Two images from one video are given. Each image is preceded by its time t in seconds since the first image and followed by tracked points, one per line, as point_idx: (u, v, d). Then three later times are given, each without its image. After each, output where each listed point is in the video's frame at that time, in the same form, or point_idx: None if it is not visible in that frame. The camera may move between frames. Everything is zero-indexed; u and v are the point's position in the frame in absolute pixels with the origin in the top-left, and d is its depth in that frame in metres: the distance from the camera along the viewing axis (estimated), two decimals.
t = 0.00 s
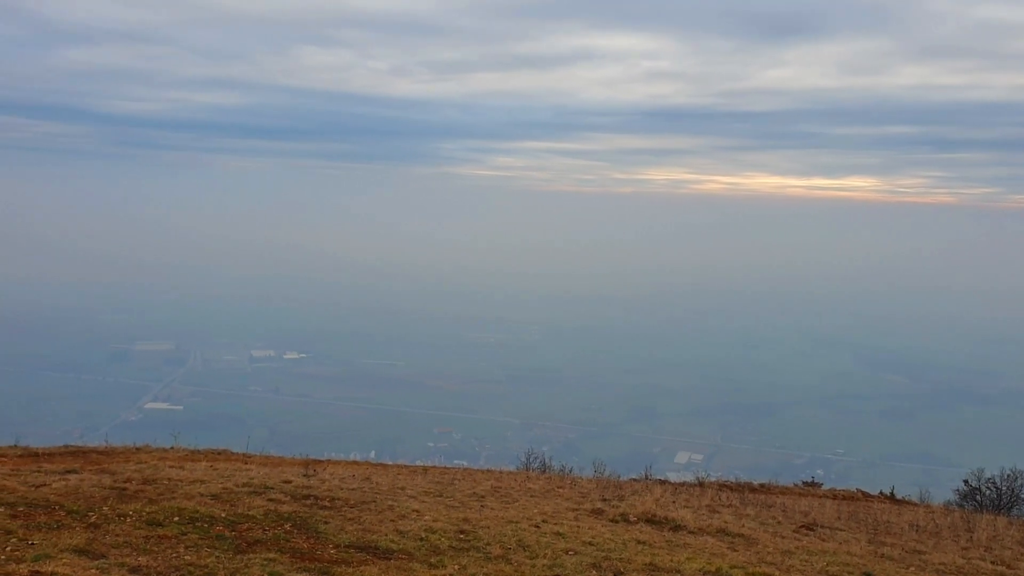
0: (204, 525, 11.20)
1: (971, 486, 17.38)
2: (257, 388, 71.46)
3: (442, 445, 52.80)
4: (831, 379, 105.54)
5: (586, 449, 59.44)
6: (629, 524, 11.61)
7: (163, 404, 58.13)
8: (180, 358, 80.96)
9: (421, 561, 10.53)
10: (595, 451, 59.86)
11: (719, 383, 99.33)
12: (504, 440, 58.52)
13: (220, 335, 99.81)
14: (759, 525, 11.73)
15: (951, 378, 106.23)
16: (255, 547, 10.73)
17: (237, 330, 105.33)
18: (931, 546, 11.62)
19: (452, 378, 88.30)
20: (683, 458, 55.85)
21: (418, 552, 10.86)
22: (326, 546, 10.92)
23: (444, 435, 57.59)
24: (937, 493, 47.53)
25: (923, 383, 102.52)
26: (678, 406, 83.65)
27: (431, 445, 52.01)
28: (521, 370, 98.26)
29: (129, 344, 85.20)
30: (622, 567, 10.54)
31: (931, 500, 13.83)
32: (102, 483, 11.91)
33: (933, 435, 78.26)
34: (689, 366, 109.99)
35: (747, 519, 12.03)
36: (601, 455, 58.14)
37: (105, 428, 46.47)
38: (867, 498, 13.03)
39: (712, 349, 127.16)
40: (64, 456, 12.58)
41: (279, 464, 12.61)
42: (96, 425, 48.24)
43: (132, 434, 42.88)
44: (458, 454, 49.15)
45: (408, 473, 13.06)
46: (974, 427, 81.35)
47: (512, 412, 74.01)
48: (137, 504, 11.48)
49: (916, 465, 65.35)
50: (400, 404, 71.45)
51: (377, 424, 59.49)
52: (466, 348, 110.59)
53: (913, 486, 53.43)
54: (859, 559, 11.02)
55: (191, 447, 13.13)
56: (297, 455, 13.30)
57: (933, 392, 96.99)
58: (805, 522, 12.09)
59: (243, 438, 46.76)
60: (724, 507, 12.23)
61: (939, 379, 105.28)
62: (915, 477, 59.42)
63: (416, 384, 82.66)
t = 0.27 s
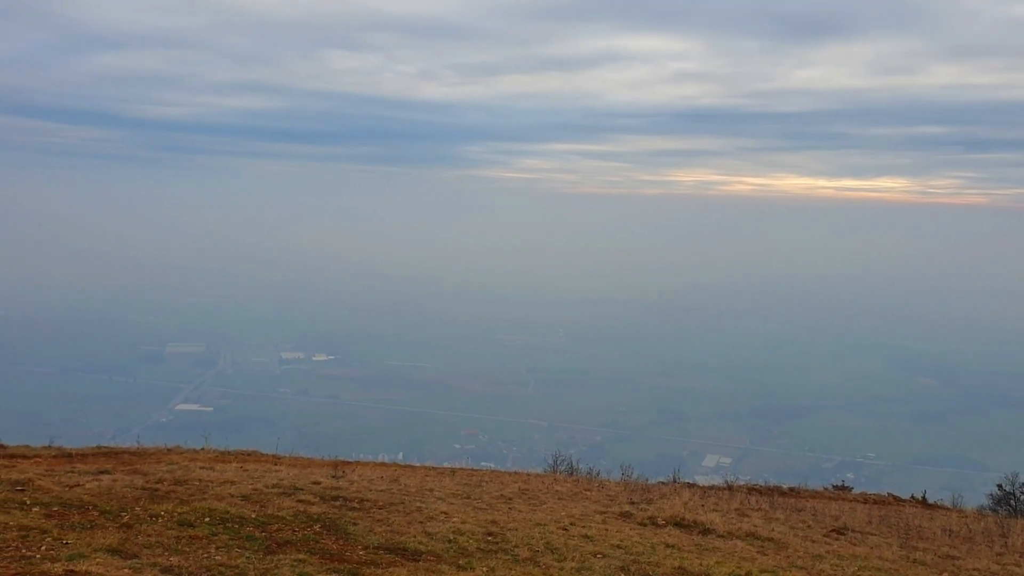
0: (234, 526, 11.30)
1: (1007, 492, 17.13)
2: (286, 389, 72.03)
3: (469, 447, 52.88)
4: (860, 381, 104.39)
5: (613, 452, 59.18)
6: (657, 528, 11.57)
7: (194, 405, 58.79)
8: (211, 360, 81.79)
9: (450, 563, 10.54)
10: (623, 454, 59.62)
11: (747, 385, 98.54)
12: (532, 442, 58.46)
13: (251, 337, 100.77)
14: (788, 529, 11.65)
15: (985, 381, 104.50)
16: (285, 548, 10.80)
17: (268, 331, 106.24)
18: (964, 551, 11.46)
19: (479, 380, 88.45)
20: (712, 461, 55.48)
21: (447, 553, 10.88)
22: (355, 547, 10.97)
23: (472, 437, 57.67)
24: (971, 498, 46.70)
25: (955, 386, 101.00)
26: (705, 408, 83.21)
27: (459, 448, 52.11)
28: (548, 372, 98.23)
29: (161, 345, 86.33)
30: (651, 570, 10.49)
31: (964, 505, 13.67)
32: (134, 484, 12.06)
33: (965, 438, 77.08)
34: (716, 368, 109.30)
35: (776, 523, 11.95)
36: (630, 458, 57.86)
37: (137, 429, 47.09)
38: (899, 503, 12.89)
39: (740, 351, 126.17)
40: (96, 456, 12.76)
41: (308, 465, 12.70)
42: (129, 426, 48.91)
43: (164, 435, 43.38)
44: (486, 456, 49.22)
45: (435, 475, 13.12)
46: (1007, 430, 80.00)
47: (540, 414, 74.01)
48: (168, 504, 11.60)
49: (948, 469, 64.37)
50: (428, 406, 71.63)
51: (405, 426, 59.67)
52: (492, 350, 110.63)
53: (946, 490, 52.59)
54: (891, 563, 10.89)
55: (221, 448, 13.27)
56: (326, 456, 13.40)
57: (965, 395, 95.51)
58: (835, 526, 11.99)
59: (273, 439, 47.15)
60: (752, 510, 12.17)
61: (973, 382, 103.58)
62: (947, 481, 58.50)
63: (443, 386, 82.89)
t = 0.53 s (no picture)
0: (270, 524, 11.41)
1: None
2: (321, 389, 72.70)
3: (502, 448, 52.98)
4: (897, 384, 102.83)
5: (646, 453, 58.94)
6: (691, 530, 11.52)
7: (230, 404, 59.60)
8: (247, 360, 82.77)
9: (484, 563, 10.57)
10: (656, 455, 59.36)
11: (780, 387, 97.52)
12: (564, 443, 58.44)
13: (286, 337, 101.78)
14: (825, 533, 11.56)
15: None
16: (320, 547, 10.89)
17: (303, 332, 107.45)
18: (1005, 556, 11.28)
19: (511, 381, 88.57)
20: (746, 464, 54.98)
21: (481, 553, 10.90)
22: (390, 546, 11.04)
23: (505, 438, 57.78)
24: (1012, 504, 45.64)
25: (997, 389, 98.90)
26: (739, 410, 82.67)
27: (491, 448, 52.27)
28: (580, 373, 98.16)
29: (198, 345, 87.51)
30: (685, 572, 10.43)
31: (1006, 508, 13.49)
32: (172, 482, 12.24)
33: (1004, 441, 75.62)
34: (750, 369, 108.49)
35: (812, 526, 11.89)
36: (663, 459, 57.54)
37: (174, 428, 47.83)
38: (937, 505, 12.77)
39: (774, 353, 124.76)
40: (135, 455, 12.94)
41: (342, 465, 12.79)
42: (166, 424, 49.63)
43: (201, 434, 43.92)
44: (518, 457, 49.35)
45: (469, 475, 13.15)
46: None
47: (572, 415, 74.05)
48: (205, 503, 11.73)
49: (986, 473, 63.16)
50: (460, 406, 71.86)
51: (439, 426, 59.95)
52: (524, 351, 110.69)
53: (984, 496, 51.59)
54: (929, 567, 10.76)
55: (257, 446, 13.43)
56: (359, 455, 13.51)
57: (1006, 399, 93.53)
58: (872, 530, 11.87)
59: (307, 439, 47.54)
60: (787, 514, 12.11)
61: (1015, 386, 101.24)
62: (986, 486, 57.41)
63: (476, 387, 83.18)
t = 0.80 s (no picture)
0: (314, 523, 11.53)
1: None
2: (363, 390, 73.39)
3: (541, 450, 53.01)
4: (944, 387, 100.58)
5: (686, 456, 58.56)
6: (735, 535, 11.44)
7: (274, 404, 60.51)
8: (291, 361, 83.94)
9: (526, 565, 10.56)
10: (697, 458, 58.99)
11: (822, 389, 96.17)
12: (604, 445, 58.35)
13: (328, 338, 102.90)
14: (872, 539, 11.40)
15: None
16: (364, 548, 10.96)
17: (346, 333, 108.71)
18: None
19: (551, 383, 88.63)
20: (788, 468, 54.35)
21: (524, 556, 10.89)
22: (432, 547, 11.08)
23: (544, 439, 57.81)
24: None
25: None
26: (780, 412, 81.83)
27: (531, 450, 52.33)
28: (618, 374, 98.00)
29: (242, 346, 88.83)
30: None
31: None
32: (219, 481, 12.43)
33: None
34: (792, 371, 107.23)
35: (858, 532, 11.74)
36: (704, 463, 57.15)
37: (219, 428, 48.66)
38: (987, 512, 12.54)
39: (817, 355, 122.92)
40: (181, 454, 13.16)
41: (385, 465, 12.87)
42: (211, 424, 50.47)
43: (246, 434, 44.51)
44: (558, 460, 49.37)
45: (510, 477, 13.19)
46: None
47: (611, 417, 73.98)
48: (251, 502, 11.89)
49: None
50: (501, 407, 72.14)
51: (479, 427, 60.21)
52: (563, 352, 110.77)
53: None
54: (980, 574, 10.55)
55: (301, 447, 13.60)
56: (401, 456, 13.61)
57: None
58: (920, 536, 11.69)
59: (349, 440, 47.99)
60: (833, 519, 11.97)
61: None
62: None
63: (516, 388, 83.41)
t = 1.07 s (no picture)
0: (378, 523, 11.67)
1: None
2: (424, 391, 74.09)
3: (601, 453, 52.81)
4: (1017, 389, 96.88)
5: (748, 462, 57.76)
6: (801, 542, 11.28)
7: (337, 404, 61.55)
8: (353, 361, 85.26)
9: (589, 567, 10.53)
10: (760, 463, 58.17)
11: (887, 391, 93.81)
12: (664, 450, 57.93)
13: (391, 340, 104.16)
14: (943, 549, 11.13)
15: None
16: (427, 548, 11.05)
17: (407, 334, 110.07)
18: None
19: (610, 385, 88.38)
20: (852, 475, 53.15)
21: (586, 559, 10.85)
22: (495, 548, 11.11)
23: (604, 442, 57.61)
24: None
25: None
26: (844, 416, 80.22)
27: (590, 453, 52.21)
28: (677, 376, 97.35)
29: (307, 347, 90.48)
30: None
31: None
32: (285, 479, 12.68)
33: None
34: (856, 374, 104.84)
35: (928, 541, 11.49)
36: (767, 468, 56.27)
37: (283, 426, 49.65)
38: None
39: (885, 359, 119.58)
40: (248, 452, 13.48)
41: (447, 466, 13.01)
42: (277, 422, 51.58)
43: (310, 433, 45.30)
44: (617, 463, 49.22)
45: (571, 480, 13.22)
46: None
47: (671, 420, 73.52)
48: (316, 501, 12.10)
49: None
50: (560, 410, 72.22)
51: (539, 430, 60.32)
52: (620, 355, 110.44)
53: None
54: None
55: (365, 447, 13.81)
56: (463, 458, 13.76)
57: None
58: (993, 547, 11.38)
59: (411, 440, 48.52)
60: (901, 528, 11.74)
61: None
62: None
63: (574, 391, 83.38)
